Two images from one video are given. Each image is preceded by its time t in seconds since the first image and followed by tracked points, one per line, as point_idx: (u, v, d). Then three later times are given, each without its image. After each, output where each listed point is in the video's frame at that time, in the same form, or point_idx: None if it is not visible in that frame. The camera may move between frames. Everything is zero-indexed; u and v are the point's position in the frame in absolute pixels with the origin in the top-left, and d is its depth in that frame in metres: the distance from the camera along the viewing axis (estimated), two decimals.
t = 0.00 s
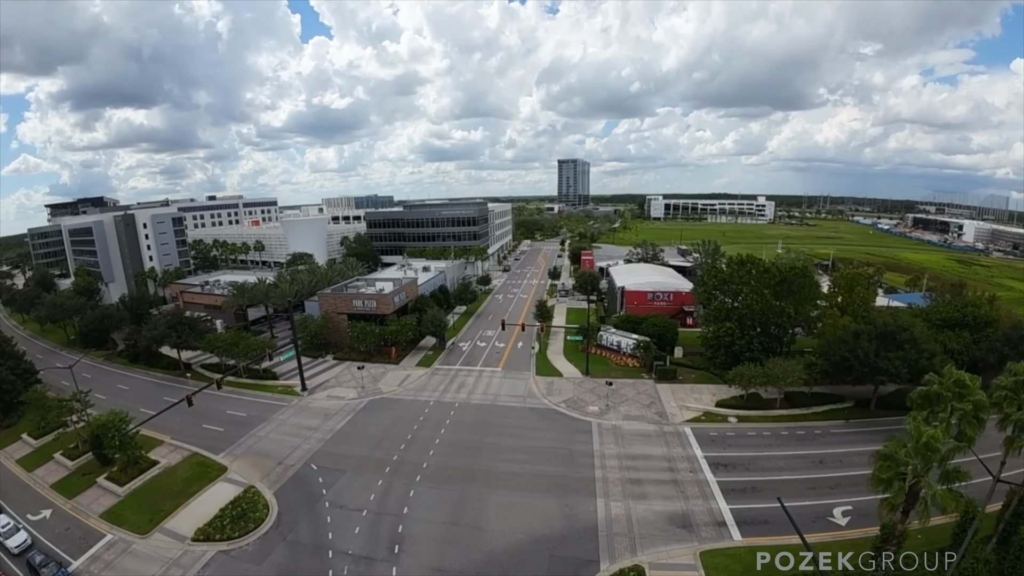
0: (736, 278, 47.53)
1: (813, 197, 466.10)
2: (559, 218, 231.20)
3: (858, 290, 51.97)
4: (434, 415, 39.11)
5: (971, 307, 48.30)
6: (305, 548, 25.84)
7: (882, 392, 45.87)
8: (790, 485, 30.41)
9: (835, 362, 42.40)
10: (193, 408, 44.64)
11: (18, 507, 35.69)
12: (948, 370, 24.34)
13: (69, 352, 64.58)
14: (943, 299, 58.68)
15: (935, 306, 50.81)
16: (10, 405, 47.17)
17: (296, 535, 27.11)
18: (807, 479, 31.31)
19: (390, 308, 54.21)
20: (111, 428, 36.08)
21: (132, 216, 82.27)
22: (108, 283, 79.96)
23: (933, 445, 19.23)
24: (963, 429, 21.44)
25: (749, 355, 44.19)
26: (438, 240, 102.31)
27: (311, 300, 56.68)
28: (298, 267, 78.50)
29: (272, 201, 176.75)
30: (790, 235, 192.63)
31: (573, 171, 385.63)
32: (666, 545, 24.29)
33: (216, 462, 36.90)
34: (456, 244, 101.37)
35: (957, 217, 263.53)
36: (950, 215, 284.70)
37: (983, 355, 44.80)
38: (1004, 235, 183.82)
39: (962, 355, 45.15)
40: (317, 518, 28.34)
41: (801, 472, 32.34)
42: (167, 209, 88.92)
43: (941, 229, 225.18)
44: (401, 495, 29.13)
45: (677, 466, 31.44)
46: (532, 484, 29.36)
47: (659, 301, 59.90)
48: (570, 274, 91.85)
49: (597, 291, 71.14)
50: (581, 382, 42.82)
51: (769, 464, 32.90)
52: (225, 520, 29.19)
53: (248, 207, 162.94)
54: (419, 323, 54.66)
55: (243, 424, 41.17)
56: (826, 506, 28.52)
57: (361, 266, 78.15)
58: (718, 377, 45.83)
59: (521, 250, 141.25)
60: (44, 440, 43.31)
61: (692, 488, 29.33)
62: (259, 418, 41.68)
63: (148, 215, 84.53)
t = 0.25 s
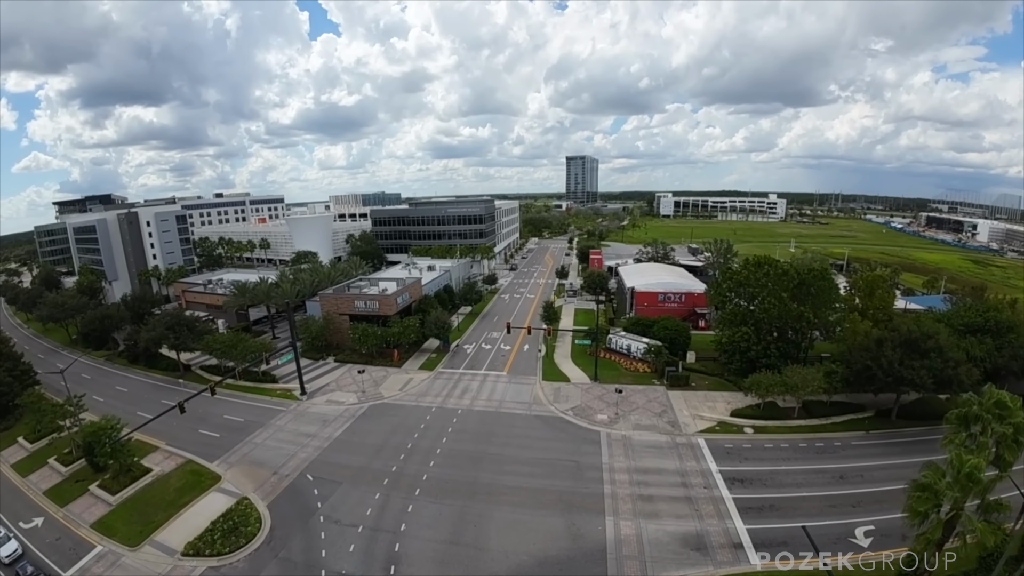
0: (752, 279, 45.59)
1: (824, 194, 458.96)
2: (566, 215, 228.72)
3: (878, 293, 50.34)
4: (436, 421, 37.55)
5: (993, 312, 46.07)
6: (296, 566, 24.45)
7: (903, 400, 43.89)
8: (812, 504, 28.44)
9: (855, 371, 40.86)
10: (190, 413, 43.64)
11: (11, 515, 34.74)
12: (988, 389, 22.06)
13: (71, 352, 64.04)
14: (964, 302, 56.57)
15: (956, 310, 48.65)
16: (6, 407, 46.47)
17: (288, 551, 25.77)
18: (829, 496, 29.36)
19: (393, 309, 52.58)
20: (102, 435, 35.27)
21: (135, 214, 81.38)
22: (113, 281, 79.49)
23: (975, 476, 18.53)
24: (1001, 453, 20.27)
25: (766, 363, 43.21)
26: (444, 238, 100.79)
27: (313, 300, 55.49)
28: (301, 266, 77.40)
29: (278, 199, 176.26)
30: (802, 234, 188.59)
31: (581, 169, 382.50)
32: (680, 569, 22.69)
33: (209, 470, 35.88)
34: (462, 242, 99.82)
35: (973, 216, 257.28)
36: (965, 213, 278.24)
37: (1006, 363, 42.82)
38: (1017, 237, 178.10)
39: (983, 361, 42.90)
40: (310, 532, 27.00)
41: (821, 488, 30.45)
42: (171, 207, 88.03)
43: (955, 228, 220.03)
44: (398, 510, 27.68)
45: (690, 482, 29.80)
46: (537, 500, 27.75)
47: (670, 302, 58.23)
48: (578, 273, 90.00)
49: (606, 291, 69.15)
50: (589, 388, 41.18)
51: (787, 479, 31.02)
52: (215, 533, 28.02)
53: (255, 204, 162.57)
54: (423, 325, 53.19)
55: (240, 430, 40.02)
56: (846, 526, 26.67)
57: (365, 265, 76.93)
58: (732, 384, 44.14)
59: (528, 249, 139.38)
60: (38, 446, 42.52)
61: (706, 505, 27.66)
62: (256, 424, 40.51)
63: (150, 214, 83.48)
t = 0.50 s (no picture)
0: (770, 282, 43.33)
1: (836, 193, 452.07)
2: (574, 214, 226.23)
3: (898, 298, 48.43)
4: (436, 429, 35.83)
5: (1016, 319, 43.77)
6: None
7: (924, 411, 41.76)
8: (834, 527, 26.40)
9: (878, 381, 38.79)
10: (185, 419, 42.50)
11: None
12: None
13: (71, 351, 63.34)
14: (984, 307, 54.37)
15: (977, 316, 46.52)
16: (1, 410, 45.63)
17: (277, 571, 24.29)
18: (851, 516, 27.34)
19: (395, 311, 50.98)
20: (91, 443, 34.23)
21: (137, 212, 80.67)
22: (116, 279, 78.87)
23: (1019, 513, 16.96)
24: None
25: (783, 372, 41.33)
26: (450, 237, 99.16)
27: (314, 301, 54.14)
28: (304, 265, 76.14)
29: (284, 197, 175.71)
30: (815, 234, 184.82)
31: (589, 167, 379.39)
32: None
33: (201, 481, 34.66)
34: (467, 241, 98.15)
35: (989, 216, 251.30)
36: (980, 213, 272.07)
37: None
38: None
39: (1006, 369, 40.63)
40: (302, 550, 25.51)
41: (843, 507, 28.46)
42: (174, 205, 87.31)
43: (966, 229, 215.27)
44: (394, 527, 26.13)
45: (704, 500, 27.98)
46: (542, 519, 25.99)
47: (681, 305, 56.21)
48: (586, 274, 88.04)
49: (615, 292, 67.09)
50: (596, 396, 39.34)
51: (806, 497, 29.05)
52: (202, 548, 26.66)
53: (261, 202, 162.07)
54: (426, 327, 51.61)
55: (234, 438, 38.72)
56: (866, 547, 24.83)
57: (368, 265, 75.56)
58: (747, 393, 42.20)
59: (535, 248, 137.42)
60: (30, 452, 41.58)
61: (722, 526, 25.83)
62: (251, 431, 39.19)
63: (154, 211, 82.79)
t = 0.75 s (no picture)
0: (787, 287, 41.46)
1: (849, 194, 445.15)
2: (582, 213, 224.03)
3: (921, 306, 46.15)
4: (436, 439, 34.14)
5: None
6: None
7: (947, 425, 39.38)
8: (855, 552, 24.60)
9: (902, 395, 36.50)
10: (179, 424, 41.28)
11: None
12: None
13: (71, 350, 62.59)
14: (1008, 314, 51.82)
15: (1002, 325, 44.11)
16: None
17: None
18: (872, 540, 25.40)
19: (397, 312, 49.30)
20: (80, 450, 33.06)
21: (140, 209, 79.82)
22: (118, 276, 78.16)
23: None
24: None
25: (801, 383, 39.33)
26: (456, 236, 97.60)
27: (314, 302, 52.68)
28: (306, 264, 74.92)
29: (292, 195, 175.28)
30: (826, 235, 181.27)
31: (597, 166, 376.59)
32: None
33: (191, 491, 33.36)
34: (473, 241, 96.50)
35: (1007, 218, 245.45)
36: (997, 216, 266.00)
37: None
38: None
39: None
40: (290, 571, 23.97)
41: (868, 531, 26.39)
42: (178, 202, 86.45)
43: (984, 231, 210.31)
44: (389, 548, 24.53)
45: (719, 523, 26.03)
46: (545, 543, 24.18)
47: (692, 309, 54.20)
48: (594, 275, 86.03)
49: (624, 295, 65.11)
50: (604, 406, 37.46)
51: (827, 520, 27.02)
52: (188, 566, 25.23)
53: (268, 200, 161.67)
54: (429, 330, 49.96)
55: (228, 445, 37.39)
56: None
57: (372, 264, 74.17)
58: (762, 404, 40.16)
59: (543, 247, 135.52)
60: (21, 456, 40.54)
61: (738, 553, 23.91)
62: (245, 438, 37.82)
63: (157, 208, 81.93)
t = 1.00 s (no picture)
0: (806, 296, 39.49)
1: (862, 197, 438.23)
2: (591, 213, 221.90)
3: (943, 317, 43.79)
4: (435, 450, 32.44)
5: None
6: None
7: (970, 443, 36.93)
8: None
9: (926, 412, 34.27)
10: (172, 427, 40.07)
11: None
12: None
13: (70, 347, 61.79)
14: None
15: None
16: None
17: None
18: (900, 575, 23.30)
19: (399, 315, 47.66)
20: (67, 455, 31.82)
21: (144, 205, 78.90)
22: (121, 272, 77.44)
23: None
24: None
25: (821, 398, 37.29)
26: (463, 236, 95.98)
27: (314, 302, 51.17)
28: (310, 263, 73.67)
29: (300, 192, 174.87)
30: (840, 239, 177.27)
31: (607, 165, 373.77)
32: None
33: (179, 501, 32.02)
34: (480, 240, 94.85)
35: None
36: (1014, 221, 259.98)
37: None
38: None
39: None
40: None
41: (893, 562, 24.29)
42: (183, 198, 85.52)
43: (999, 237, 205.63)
44: (380, 571, 22.92)
45: (733, 550, 24.15)
46: (547, 571, 22.38)
47: (705, 316, 52.15)
48: (603, 278, 84.02)
49: (634, 299, 63.02)
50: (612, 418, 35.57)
51: (849, 549, 24.95)
52: None
53: (276, 196, 161.32)
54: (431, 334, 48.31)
55: (219, 452, 36.06)
56: None
57: (377, 264, 72.73)
58: (778, 419, 38.12)
59: (551, 248, 133.52)
60: (10, 459, 39.41)
61: None
62: (237, 445, 36.46)
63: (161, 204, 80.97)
